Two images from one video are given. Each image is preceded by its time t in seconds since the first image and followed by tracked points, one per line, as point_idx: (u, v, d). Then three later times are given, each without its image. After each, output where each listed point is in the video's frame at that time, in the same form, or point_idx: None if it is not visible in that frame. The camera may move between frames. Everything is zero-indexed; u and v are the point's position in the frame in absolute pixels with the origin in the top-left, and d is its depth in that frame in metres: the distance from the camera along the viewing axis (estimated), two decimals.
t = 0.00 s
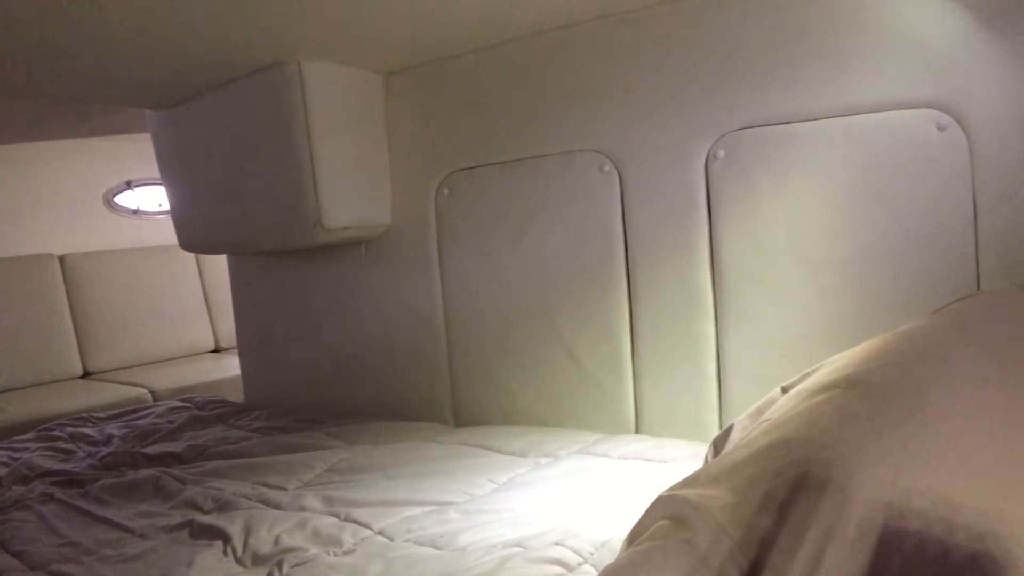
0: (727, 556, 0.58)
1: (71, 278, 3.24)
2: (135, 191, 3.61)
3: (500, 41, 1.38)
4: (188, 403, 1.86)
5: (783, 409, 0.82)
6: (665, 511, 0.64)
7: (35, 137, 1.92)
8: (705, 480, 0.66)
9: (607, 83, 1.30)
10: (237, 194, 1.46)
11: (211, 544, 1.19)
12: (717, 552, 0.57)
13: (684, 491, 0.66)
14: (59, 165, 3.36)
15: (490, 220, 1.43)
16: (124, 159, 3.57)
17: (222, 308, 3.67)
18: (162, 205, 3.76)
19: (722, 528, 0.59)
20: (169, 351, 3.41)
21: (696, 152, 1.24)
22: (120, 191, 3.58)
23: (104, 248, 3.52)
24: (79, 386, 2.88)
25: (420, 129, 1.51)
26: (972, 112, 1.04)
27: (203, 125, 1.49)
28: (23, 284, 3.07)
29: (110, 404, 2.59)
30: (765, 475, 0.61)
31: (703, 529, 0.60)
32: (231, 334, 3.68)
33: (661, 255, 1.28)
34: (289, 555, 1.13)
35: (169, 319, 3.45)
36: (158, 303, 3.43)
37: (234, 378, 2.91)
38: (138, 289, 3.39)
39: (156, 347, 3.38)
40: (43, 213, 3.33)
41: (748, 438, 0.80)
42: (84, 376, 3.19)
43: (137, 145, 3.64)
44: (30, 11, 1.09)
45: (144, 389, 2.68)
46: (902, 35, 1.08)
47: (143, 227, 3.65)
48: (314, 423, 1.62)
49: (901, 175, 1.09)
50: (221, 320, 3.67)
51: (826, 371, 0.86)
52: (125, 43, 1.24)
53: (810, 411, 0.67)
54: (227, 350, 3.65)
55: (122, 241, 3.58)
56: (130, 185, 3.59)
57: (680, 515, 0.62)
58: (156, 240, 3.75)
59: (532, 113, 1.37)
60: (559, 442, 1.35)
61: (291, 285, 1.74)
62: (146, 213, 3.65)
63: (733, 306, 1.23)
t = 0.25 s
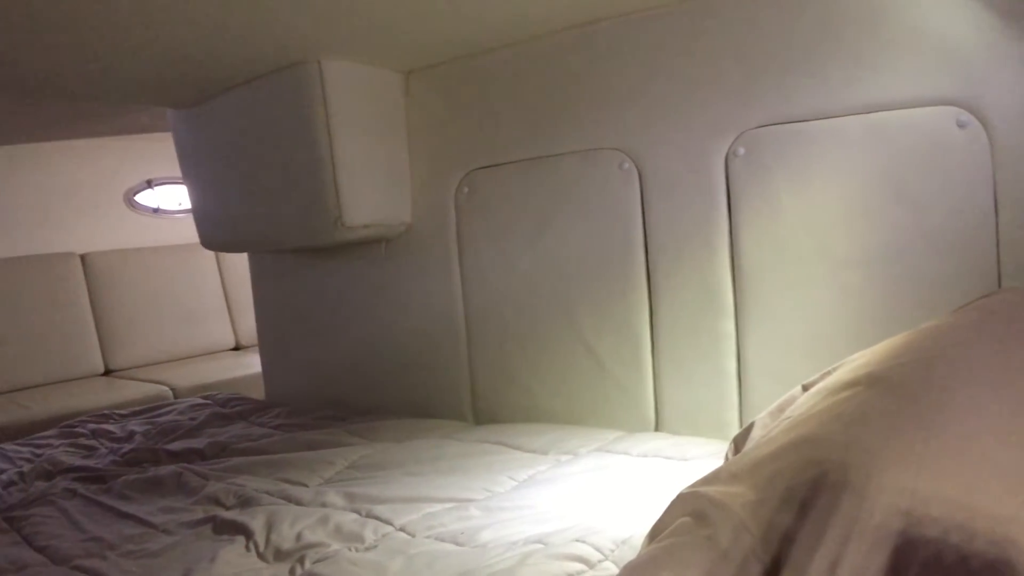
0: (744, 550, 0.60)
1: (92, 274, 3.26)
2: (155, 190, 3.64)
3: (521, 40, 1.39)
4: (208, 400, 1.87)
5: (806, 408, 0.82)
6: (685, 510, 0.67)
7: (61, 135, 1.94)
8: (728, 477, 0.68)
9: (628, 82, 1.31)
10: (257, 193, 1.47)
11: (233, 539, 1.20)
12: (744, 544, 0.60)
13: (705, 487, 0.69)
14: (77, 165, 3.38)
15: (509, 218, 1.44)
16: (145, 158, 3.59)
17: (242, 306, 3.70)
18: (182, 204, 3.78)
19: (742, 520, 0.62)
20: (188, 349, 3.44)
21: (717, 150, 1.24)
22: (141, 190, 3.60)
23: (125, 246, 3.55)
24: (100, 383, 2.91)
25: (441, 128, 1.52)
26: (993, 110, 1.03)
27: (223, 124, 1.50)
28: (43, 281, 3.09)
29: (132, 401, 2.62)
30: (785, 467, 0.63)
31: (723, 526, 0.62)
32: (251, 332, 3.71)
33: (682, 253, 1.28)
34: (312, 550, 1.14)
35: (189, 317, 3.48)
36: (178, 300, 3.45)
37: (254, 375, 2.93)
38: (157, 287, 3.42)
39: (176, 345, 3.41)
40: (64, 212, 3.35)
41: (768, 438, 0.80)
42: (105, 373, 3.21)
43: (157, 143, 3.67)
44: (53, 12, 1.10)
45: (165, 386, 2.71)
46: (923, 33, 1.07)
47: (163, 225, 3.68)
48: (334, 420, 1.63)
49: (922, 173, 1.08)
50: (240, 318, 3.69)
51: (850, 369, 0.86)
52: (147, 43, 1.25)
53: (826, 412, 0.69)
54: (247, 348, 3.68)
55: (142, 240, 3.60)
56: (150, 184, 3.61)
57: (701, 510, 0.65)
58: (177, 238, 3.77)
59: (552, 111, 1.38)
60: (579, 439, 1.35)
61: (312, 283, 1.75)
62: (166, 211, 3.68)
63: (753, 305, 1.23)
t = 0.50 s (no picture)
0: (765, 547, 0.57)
1: (109, 274, 3.29)
2: (172, 189, 3.67)
3: (538, 38, 1.39)
4: (225, 397, 1.88)
5: (827, 401, 0.81)
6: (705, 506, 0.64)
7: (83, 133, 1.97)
8: (747, 473, 0.66)
9: (645, 79, 1.31)
10: (273, 191, 1.48)
11: (251, 535, 1.21)
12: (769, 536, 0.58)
13: (724, 484, 0.66)
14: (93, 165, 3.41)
15: (525, 216, 1.44)
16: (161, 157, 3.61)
17: (259, 304, 3.72)
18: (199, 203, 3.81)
19: (757, 521, 0.58)
20: (206, 346, 3.47)
21: (735, 147, 1.24)
22: (157, 189, 3.63)
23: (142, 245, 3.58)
24: (118, 380, 2.94)
25: (458, 125, 1.53)
26: (1011, 106, 1.02)
27: (240, 122, 1.51)
28: (62, 280, 3.12)
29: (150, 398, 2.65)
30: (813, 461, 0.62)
31: (742, 525, 0.59)
32: (267, 329, 3.73)
33: (699, 250, 1.28)
34: (330, 546, 1.14)
35: (206, 315, 3.50)
36: (194, 298, 3.48)
37: (271, 373, 2.94)
38: (174, 286, 3.44)
39: (193, 342, 3.43)
40: (80, 211, 3.39)
41: (788, 431, 0.79)
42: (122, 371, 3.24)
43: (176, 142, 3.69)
44: (73, 12, 1.12)
45: (183, 383, 2.73)
46: (938, 29, 1.06)
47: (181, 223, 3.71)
48: (351, 417, 1.63)
49: (939, 170, 1.07)
50: (257, 316, 3.71)
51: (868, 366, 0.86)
52: (165, 42, 1.26)
53: (852, 410, 0.67)
54: (264, 346, 3.70)
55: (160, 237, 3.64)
56: (166, 182, 3.63)
57: (718, 508, 0.62)
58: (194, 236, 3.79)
59: (568, 109, 1.38)
60: (595, 436, 1.35)
61: (329, 281, 1.77)
62: (182, 210, 3.71)
63: (769, 301, 1.23)
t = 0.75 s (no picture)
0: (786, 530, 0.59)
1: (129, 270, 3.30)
2: (190, 186, 3.67)
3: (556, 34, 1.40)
4: (244, 393, 1.88)
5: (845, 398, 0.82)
6: (721, 503, 0.66)
7: (107, 128, 1.99)
8: (766, 470, 0.68)
9: (663, 75, 1.30)
10: (292, 189, 1.49)
11: (271, 529, 1.21)
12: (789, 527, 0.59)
13: (744, 480, 0.68)
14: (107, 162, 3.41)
15: (543, 213, 1.45)
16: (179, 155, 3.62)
17: (276, 300, 3.73)
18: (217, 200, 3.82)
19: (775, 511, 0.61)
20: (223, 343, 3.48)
21: (753, 144, 1.23)
22: (175, 186, 3.64)
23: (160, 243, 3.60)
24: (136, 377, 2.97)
25: (477, 122, 1.53)
26: None
27: (259, 120, 1.51)
28: (83, 277, 3.14)
29: (169, 394, 2.68)
30: (835, 456, 0.64)
31: (760, 514, 0.61)
32: (285, 326, 3.74)
33: (717, 247, 1.28)
34: (349, 540, 1.15)
35: (223, 312, 3.51)
36: (213, 295, 3.49)
37: (289, 369, 2.96)
38: (193, 282, 3.45)
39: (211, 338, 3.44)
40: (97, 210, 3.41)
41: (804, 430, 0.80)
42: (144, 367, 3.27)
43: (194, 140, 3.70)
44: (96, 11, 1.13)
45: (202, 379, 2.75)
46: (958, 26, 1.05)
47: (198, 221, 3.72)
48: (369, 413, 1.64)
49: (959, 167, 1.06)
50: (275, 313, 3.73)
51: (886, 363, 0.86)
52: (186, 40, 1.27)
53: (873, 405, 0.70)
54: (281, 342, 3.72)
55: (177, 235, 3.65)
56: (185, 180, 3.64)
57: (738, 503, 0.64)
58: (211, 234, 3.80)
59: (587, 106, 1.38)
60: (613, 433, 1.35)
61: (348, 278, 1.78)
62: (200, 207, 3.72)
63: (788, 299, 1.22)
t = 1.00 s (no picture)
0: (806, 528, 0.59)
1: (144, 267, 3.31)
2: (207, 183, 3.74)
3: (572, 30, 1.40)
4: (261, 389, 1.89)
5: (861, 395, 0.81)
6: (736, 501, 0.65)
7: (128, 126, 2.01)
8: (784, 466, 0.67)
9: (680, 72, 1.31)
10: (309, 186, 1.50)
11: (289, 525, 1.22)
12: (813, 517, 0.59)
13: (761, 478, 0.67)
14: (121, 160, 3.48)
15: (560, 210, 1.45)
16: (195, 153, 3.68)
17: (293, 298, 3.73)
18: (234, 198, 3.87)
19: (794, 509, 0.60)
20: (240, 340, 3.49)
21: (771, 141, 1.23)
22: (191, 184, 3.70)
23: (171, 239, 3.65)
24: (154, 374, 2.99)
25: (494, 118, 1.54)
26: None
27: (276, 117, 1.52)
28: (98, 276, 3.16)
29: (185, 391, 2.70)
30: (853, 452, 0.64)
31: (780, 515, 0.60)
32: (301, 323, 3.74)
33: (735, 244, 1.28)
34: (367, 537, 1.15)
35: (240, 309, 3.52)
36: (228, 293, 3.49)
37: (305, 366, 2.96)
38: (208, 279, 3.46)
39: (228, 335, 3.45)
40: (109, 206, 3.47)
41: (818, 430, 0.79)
42: (158, 365, 3.28)
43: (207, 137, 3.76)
44: (115, 10, 1.14)
45: (218, 376, 2.77)
46: (977, 22, 1.04)
47: (215, 218, 3.78)
48: (386, 410, 1.64)
49: (979, 164, 1.06)
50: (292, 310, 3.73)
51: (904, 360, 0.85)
52: (204, 39, 1.28)
53: (891, 402, 0.69)
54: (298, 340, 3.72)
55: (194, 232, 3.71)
56: (200, 177, 3.70)
57: (756, 500, 0.63)
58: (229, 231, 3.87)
59: (603, 102, 1.39)
60: (630, 430, 1.35)
61: (365, 275, 1.79)
62: (217, 205, 3.78)
63: (806, 297, 1.22)
